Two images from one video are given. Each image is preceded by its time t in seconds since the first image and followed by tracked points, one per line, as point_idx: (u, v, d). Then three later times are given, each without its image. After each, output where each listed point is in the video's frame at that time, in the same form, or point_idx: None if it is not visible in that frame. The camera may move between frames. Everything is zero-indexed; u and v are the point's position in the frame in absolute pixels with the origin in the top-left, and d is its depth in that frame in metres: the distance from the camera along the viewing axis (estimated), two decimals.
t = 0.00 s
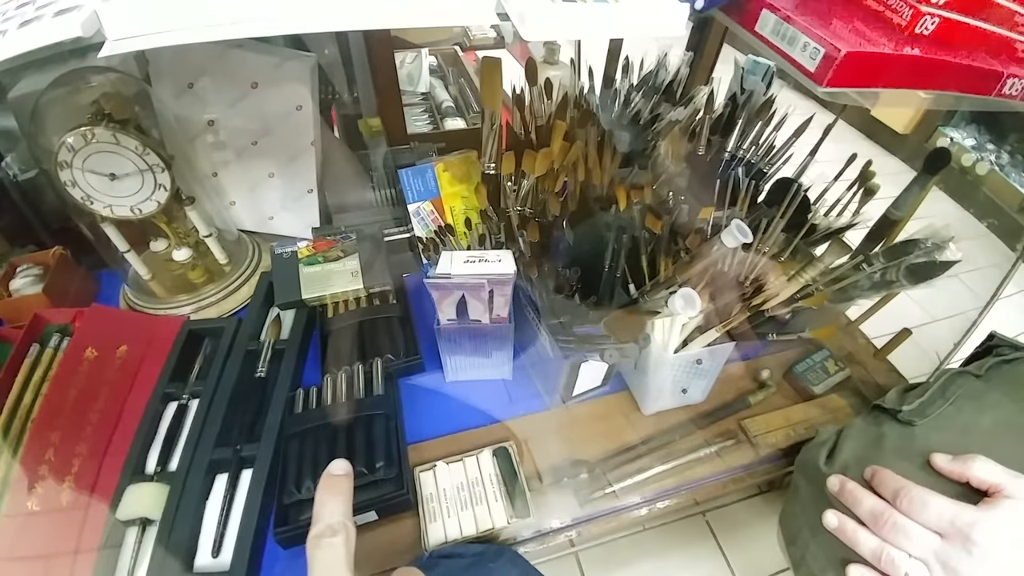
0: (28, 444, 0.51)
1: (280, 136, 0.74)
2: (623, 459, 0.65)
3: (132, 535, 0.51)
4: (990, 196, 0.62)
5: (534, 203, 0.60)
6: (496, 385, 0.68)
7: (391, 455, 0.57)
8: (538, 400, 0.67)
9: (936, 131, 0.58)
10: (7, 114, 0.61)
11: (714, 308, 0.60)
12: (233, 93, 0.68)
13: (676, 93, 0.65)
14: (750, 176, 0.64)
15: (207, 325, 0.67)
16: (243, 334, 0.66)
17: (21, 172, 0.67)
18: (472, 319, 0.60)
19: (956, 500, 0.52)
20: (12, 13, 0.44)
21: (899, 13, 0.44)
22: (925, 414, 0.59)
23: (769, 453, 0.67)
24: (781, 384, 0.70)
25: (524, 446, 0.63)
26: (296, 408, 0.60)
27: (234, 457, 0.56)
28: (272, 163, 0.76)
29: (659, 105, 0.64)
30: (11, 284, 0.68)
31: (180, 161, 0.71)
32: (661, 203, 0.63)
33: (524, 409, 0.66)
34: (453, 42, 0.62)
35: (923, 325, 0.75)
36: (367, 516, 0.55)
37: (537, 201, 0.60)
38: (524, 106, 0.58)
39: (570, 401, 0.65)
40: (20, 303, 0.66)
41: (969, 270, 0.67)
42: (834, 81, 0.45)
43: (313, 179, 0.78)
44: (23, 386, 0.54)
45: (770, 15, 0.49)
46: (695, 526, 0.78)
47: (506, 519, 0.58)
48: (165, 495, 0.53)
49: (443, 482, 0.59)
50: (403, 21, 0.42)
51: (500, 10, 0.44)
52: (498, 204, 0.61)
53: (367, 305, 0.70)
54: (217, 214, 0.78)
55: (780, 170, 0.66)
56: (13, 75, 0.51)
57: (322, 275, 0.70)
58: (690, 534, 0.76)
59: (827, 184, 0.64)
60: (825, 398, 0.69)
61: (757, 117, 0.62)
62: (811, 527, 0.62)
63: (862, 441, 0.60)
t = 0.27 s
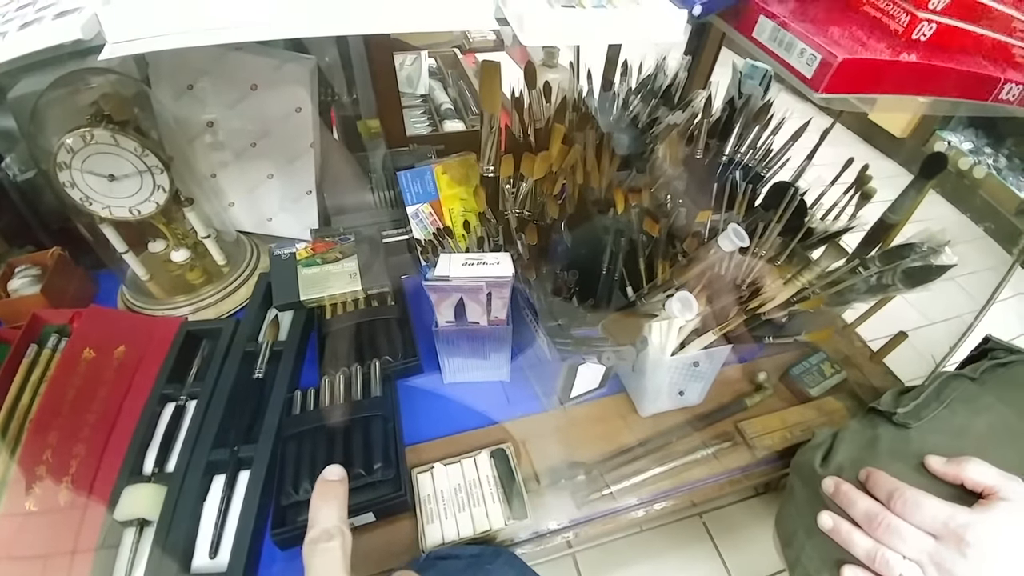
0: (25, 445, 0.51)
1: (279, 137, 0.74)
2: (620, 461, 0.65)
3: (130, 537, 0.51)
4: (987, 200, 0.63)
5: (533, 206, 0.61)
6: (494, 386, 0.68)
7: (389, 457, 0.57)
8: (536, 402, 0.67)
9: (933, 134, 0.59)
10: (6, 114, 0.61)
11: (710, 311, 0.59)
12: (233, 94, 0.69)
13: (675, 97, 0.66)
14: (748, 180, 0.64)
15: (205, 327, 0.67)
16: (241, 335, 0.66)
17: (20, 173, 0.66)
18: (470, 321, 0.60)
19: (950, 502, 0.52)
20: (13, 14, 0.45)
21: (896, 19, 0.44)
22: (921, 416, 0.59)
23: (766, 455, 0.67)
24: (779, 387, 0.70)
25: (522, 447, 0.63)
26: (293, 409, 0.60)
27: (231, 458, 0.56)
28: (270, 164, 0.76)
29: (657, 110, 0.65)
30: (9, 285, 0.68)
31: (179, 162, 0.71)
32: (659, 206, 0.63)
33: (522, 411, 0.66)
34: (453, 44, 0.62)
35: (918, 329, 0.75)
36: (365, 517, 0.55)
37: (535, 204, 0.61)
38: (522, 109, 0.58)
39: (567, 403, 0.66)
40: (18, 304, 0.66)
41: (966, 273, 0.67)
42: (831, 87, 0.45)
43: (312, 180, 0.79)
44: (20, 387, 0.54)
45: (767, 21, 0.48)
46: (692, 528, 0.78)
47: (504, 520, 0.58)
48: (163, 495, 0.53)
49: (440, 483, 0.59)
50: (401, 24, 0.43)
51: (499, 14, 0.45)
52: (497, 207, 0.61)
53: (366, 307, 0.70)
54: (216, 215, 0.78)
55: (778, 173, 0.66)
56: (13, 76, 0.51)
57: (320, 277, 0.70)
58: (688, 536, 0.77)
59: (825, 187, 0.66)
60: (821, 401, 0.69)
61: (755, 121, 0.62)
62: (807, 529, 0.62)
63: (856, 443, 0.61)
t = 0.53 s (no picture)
0: (25, 445, 0.51)
1: (279, 138, 0.74)
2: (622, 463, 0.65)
3: (130, 537, 0.51)
4: (990, 200, 0.63)
5: (534, 207, 0.61)
6: (494, 387, 0.68)
7: (389, 458, 0.57)
8: (537, 403, 0.66)
9: (936, 134, 0.59)
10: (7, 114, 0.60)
11: (712, 312, 0.59)
12: (233, 94, 0.69)
13: (676, 97, 0.65)
14: (750, 180, 0.64)
15: (205, 327, 0.67)
16: (242, 335, 0.66)
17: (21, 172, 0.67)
18: (471, 321, 0.60)
19: (954, 505, 0.52)
20: (12, 14, 0.44)
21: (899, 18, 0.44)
22: (923, 418, 0.59)
23: (768, 456, 0.67)
24: (781, 388, 0.70)
25: (523, 448, 0.63)
26: (294, 409, 0.60)
27: (232, 458, 0.56)
28: (271, 164, 0.76)
29: (658, 110, 0.65)
30: (10, 284, 0.68)
31: (179, 162, 0.71)
32: (660, 206, 0.63)
33: (523, 411, 0.66)
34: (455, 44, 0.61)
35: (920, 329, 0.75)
36: (365, 518, 0.55)
37: (536, 204, 0.60)
38: (524, 109, 0.58)
39: (568, 403, 0.65)
40: (19, 304, 0.66)
41: (968, 273, 0.67)
42: (834, 87, 0.45)
43: (313, 180, 0.79)
44: (21, 388, 0.54)
45: (770, 20, 0.48)
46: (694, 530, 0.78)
47: (505, 522, 0.58)
48: (164, 496, 0.53)
49: (441, 484, 0.59)
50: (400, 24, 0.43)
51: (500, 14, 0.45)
52: (498, 206, 0.61)
53: (365, 307, 0.70)
54: (216, 215, 0.78)
55: (780, 174, 0.66)
56: (13, 75, 0.51)
57: (320, 277, 0.71)
58: (690, 538, 0.76)
59: (827, 187, 0.65)
60: (824, 402, 0.69)
61: (757, 121, 0.63)
62: (809, 530, 0.62)
63: (859, 444, 0.60)
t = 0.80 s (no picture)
0: (19, 455, 0.51)
1: (279, 149, 0.75)
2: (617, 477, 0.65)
3: (122, 548, 0.51)
4: (985, 214, 0.63)
5: (531, 219, 0.61)
6: (490, 400, 0.67)
7: (383, 471, 0.57)
8: (532, 415, 0.66)
9: (930, 148, 0.59)
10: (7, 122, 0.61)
11: (707, 327, 0.59)
12: (233, 106, 0.69)
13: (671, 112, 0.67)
14: (745, 195, 0.65)
15: (200, 337, 0.66)
16: (236, 346, 0.66)
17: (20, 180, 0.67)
18: (467, 333, 0.60)
19: (949, 522, 0.52)
20: (13, 25, 0.45)
21: (892, 37, 0.45)
22: (919, 434, 0.59)
23: (764, 471, 0.66)
24: (778, 403, 0.70)
25: (518, 462, 0.63)
26: (288, 420, 0.60)
27: (224, 470, 0.55)
28: (270, 175, 0.77)
29: (653, 125, 0.66)
30: (7, 292, 0.68)
31: (178, 172, 0.71)
32: (656, 219, 0.62)
33: (519, 425, 0.65)
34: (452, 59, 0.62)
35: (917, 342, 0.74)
36: (359, 532, 0.54)
37: (534, 216, 0.61)
38: (521, 122, 0.59)
39: (564, 416, 0.65)
40: (15, 311, 0.66)
41: (964, 287, 0.66)
42: (826, 105, 0.44)
43: (312, 191, 0.79)
44: (15, 396, 0.54)
45: (762, 40, 0.48)
46: (688, 542, 0.77)
47: (499, 536, 0.58)
48: (155, 506, 0.52)
49: (435, 498, 0.59)
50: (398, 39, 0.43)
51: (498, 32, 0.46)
52: (495, 219, 0.61)
53: (361, 319, 0.70)
54: (214, 224, 0.78)
55: (774, 189, 0.66)
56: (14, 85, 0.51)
57: (316, 287, 0.71)
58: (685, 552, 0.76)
59: (821, 203, 0.65)
60: (819, 416, 0.69)
61: (752, 136, 0.64)
62: (805, 546, 0.62)
63: (854, 460, 0.60)
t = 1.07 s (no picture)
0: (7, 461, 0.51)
1: (265, 153, 0.75)
2: (604, 479, 0.65)
3: (111, 554, 0.50)
4: (966, 213, 0.64)
5: (517, 223, 0.62)
6: (479, 403, 0.67)
7: (371, 476, 0.57)
8: (520, 417, 0.66)
9: (912, 150, 0.60)
10: None
11: (690, 328, 0.60)
12: (217, 111, 0.69)
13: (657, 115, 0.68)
14: (727, 199, 0.67)
15: (186, 343, 0.66)
16: (223, 351, 0.66)
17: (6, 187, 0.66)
18: (455, 337, 0.60)
19: (930, 521, 0.53)
20: None
21: (866, 43, 0.44)
22: (899, 433, 0.60)
23: (749, 470, 0.67)
24: (761, 402, 0.70)
25: (506, 464, 0.63)
26: (274, 427, 0.60)
27: (211, 477, 0.55)
28: (256, 178, 0.77)
29: (638, 129, 0.68)
30: None
31: (163, 177, 0.71)
32: (641, 223, 0.64)
33: (507, 426, 0.65)
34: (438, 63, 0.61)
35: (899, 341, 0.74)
36: (347, 538, 0.54)
37: (520, 220, 0.62)
38: (508, 126, 0.59)
39: (553, 417, 0.65)
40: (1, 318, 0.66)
41: (944, 286, 0.68)
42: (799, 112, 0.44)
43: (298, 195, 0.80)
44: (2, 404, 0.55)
45: (738, 48, 0.47)
46: (676, 541, 0.77)
47: (488, 540, 0.58)
48: (142, 513, 0.52)
49: (423, 501, 0.59)
50: (384, 46, 0.44)
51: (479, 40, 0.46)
52: (482, 223, 0.62)
53: (350, 323, 0.70)
54: (200, 229, 0.78)
55: (757, 191, 0.68)
56: None
57: (304, 291, 0.71)
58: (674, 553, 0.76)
59: (801, 205, 0.67)
60: (801, 415, 0.70)
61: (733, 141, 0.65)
62: (788, 544, 0.63)
63: (835, 457, 0.61)
